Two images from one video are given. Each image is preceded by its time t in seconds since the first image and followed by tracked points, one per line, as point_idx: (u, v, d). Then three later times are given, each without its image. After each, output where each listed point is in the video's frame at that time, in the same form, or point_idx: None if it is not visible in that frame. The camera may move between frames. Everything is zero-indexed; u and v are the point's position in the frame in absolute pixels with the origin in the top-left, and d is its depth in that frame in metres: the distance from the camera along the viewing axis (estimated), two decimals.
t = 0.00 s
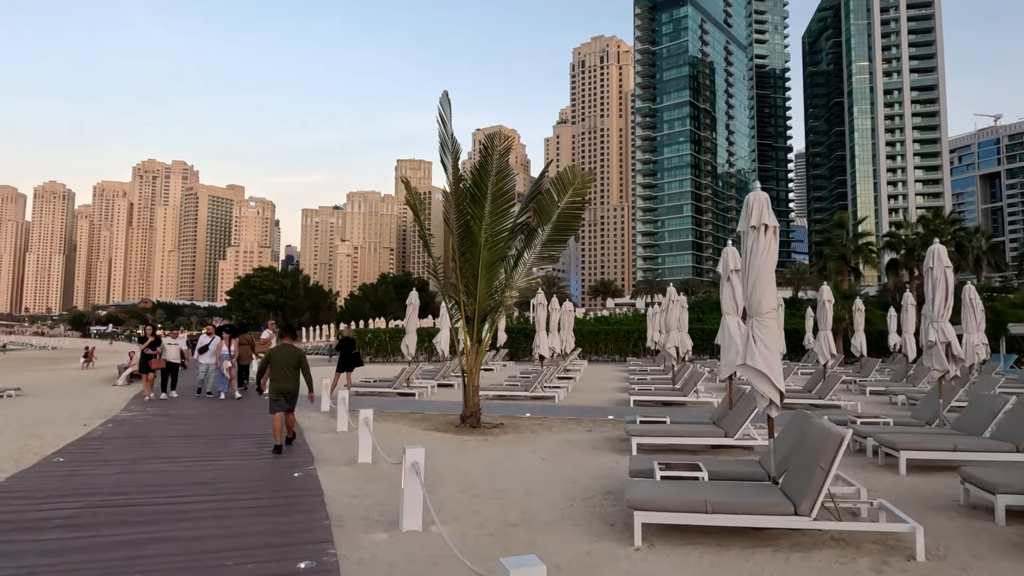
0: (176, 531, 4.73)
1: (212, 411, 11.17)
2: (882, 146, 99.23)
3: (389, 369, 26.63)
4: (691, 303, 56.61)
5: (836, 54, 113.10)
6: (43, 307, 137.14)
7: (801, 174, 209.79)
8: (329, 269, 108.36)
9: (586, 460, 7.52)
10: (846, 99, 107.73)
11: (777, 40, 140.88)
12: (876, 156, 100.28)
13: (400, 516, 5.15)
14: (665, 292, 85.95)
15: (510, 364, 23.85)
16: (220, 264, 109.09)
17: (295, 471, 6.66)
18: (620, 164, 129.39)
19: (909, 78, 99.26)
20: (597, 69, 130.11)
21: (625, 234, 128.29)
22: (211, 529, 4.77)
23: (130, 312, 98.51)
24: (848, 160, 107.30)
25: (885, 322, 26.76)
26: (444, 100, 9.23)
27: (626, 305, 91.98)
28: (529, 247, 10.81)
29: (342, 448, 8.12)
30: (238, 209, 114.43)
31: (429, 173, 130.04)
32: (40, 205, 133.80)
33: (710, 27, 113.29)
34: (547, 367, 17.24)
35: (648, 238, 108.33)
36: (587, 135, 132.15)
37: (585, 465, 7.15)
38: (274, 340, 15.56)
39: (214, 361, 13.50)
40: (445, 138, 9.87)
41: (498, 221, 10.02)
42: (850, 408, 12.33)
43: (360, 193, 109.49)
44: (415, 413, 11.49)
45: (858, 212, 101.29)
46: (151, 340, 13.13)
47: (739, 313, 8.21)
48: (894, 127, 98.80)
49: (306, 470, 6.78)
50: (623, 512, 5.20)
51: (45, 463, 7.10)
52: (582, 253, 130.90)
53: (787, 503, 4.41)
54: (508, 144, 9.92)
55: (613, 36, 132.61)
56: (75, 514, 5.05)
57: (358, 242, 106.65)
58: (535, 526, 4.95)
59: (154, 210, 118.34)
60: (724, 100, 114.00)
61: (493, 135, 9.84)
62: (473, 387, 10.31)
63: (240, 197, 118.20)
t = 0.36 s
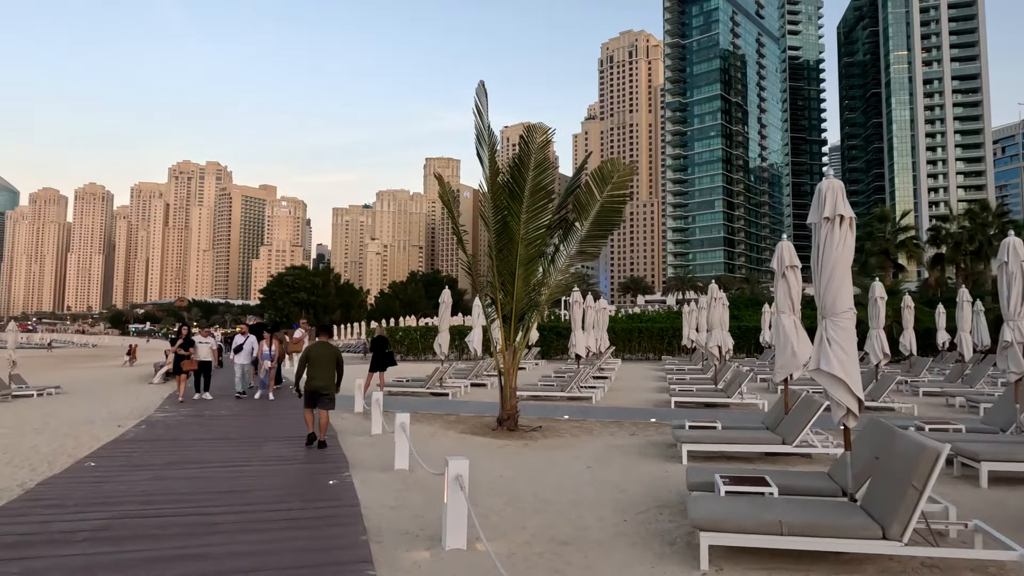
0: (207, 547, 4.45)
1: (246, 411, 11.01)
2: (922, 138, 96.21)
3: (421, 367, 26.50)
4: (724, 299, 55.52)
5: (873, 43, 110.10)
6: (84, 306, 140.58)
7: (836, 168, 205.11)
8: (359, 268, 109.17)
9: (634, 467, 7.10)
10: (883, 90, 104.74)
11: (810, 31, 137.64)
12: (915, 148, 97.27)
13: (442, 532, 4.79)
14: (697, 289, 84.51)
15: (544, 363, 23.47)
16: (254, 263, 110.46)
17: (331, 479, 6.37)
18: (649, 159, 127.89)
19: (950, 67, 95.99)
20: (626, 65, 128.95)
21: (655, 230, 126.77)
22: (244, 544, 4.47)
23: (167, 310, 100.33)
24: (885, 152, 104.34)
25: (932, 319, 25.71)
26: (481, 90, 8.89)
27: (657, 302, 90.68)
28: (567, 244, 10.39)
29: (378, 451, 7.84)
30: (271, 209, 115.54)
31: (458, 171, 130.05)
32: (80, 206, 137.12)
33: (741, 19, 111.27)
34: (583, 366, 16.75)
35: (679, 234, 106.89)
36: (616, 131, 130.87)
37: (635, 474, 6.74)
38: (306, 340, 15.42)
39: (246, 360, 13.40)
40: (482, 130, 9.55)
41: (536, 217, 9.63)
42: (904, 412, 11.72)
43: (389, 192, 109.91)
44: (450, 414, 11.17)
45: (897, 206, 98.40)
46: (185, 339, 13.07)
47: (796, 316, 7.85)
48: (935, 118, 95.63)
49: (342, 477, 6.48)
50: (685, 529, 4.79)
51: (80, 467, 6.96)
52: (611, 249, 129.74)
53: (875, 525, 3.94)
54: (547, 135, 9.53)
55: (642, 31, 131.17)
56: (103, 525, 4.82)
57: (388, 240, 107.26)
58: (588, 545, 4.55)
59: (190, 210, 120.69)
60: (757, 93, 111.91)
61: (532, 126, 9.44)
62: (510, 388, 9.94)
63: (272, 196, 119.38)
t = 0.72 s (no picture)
0: (224, 566, 4.13)
1: (274, 413, 10.78)
2: (962, 130, 92.97)
3: (450, 366, 26.23)
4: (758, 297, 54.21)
5: (911, 33, 106.91)
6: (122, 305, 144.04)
7: (873, 162, 200.14)
8: (388, 267, 109.71)
9: (681, 478, 6.60)
10: (922, 82, 101.59)
11: (845, 22, 134.35)
12: (955, 141, 94.03)
13: (478, 552, 4.39)
14: (728, 287, 82.99)
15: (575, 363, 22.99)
16: (284, 264, 111.55)
17: (359, 489, 6.03)
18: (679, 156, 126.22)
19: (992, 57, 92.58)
20: (654, 61, 127.55)
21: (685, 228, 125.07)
22: (260, 566, 4.11)
23: (202, 310, 102.07)
24: (924, 145, 101.14)
25: (983, 318, 24.53)
26: (514, 78, 8.48)
27: (688, 301, 89.33)
28: (604, 240, 9.93)
29: (408, 459, 7.46)
30: (302, 209, 116.60)
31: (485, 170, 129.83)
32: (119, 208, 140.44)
33: (773, 12, 109.07)
34: (617, 368, 16.20)
35: (710, 231, 105.19)
36: (645, 127, 129.46)
37: (684, 487, 6.25)
38: (335, 340, 15.16)
39: (274, 361, 13.20)
40: (514, 120, 9.14)
41: (572, 212, 9.17)
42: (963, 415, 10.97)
43: (417, 192, 110.21)
44: (481, 417, 10.80)
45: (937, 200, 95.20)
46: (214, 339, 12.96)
47: (853, 314, 7.30)
48: (976, 110, 92.30)
49: (372, 487, 6.14)
50: (746, 549, 4.34)
51: (102, 473, 6.73)
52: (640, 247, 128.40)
53: (974, 556, 3.44)
54: (583, 125, 9.07)
55: (671, 26, 129.62)
56: (119, 540, 4.53)
57: (416, 239, 107.64)
58: (641, 568, 4.11)
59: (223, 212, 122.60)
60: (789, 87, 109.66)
61: (567, 116, 9.01)
62: (545, 392, 9.53)
63: (303, 197, 120.71)
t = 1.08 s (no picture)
0: None
1: (308, 420, 10.54)
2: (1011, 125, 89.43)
3: (485, 370, 25.91)
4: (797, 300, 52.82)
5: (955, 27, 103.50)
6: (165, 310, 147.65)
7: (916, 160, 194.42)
8: (421, 272, 110.32)
9: (741, 494, 6.08)
10: (967, 76, 98.20)
11: (885, 17, 130.85)
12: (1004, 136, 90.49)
13: None
14: (765, 289, 81.25)
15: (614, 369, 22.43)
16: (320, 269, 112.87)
17: (396, 504, 5.64)
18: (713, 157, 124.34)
19: None
20: (687, 61, 126.08)
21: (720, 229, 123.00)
22: None
23: (240, 315, 103.93)
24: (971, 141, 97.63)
25: None
26: (553, 69, 8.06)
27: (724, 304, 87.63)
28: (649, 240, 9.44)
29: (445, 470, 7.08)
30: (336, 215, 117.78)
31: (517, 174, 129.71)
32: (160, 216, 144.08)
33: (810, 8, 106.74)
34: (658, 373, 15.62)
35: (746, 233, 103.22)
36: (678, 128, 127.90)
37: (745, 504, 5.73)
38: (370, 344, 14.85)
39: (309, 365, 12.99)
40: (553, 113, 8.71)
41: (615, 208, 8.71)
42: None
43: (449, 196, 110.68)
44: (520, 424, 10.37)
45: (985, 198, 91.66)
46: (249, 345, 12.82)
47: (927, 315, 6.71)
48: None
49: (409, 501, 5.75)
50: None
51: (132, 483, 6.50)
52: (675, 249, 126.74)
53: None
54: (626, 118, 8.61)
55: (704, 26, 128.01)
56: (143, 560, 4.23)
57: (449, 244, 108.07)
58: None
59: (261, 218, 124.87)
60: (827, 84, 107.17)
61: (609, 108, 8.57)
62: (587, 399, 9.05)
63: (338, 203, 122.15)
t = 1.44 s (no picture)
0: None
1: (347, 426, 10.28)
2: None
3: (524, 375, 25.49)
4: (846, 303, 50.87)
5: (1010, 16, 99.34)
6: (211, 314, 151.18)
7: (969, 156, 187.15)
8: (459, 275, 110.47)
9: (815, 513, 5.55)
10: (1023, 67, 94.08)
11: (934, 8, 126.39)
12: None
13: None
14: (810, 291, 78.98)
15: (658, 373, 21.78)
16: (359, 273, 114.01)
17: (439, 521, 5.28)
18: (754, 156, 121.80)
19: None
20: (726, 59, 123.86)
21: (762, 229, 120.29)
22: None
23: (282, 319, 105.69)
24: None
25: None
26: (601, 57, 7.66)
27: (767, 306, 85.48)
28: (702, 239, 8.94)
29: (490, 482, 6.69)
30: (375, 219, 118.83)
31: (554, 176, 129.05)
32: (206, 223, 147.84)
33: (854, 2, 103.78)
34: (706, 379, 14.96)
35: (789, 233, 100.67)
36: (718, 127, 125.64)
37: (820, 526, 5.20)
38: (409, 348, 14.54)
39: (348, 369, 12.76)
40: (601, 104, 8.27)
41: (667, 204, 8.23)
42: None
43: (486, 199, 110.78)
44: (564, 432, 9.95)
45: None
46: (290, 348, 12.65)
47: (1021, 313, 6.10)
48: None
49: (453, 518, 5.37)
50: None
51: (167, 494, 6.29)
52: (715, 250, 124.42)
53: None
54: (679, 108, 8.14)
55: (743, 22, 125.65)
56: None
57: (486, 247, 108.00)
58: None
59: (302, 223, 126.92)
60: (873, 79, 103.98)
61: (660, 98, 8.12)
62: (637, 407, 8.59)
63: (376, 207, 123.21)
